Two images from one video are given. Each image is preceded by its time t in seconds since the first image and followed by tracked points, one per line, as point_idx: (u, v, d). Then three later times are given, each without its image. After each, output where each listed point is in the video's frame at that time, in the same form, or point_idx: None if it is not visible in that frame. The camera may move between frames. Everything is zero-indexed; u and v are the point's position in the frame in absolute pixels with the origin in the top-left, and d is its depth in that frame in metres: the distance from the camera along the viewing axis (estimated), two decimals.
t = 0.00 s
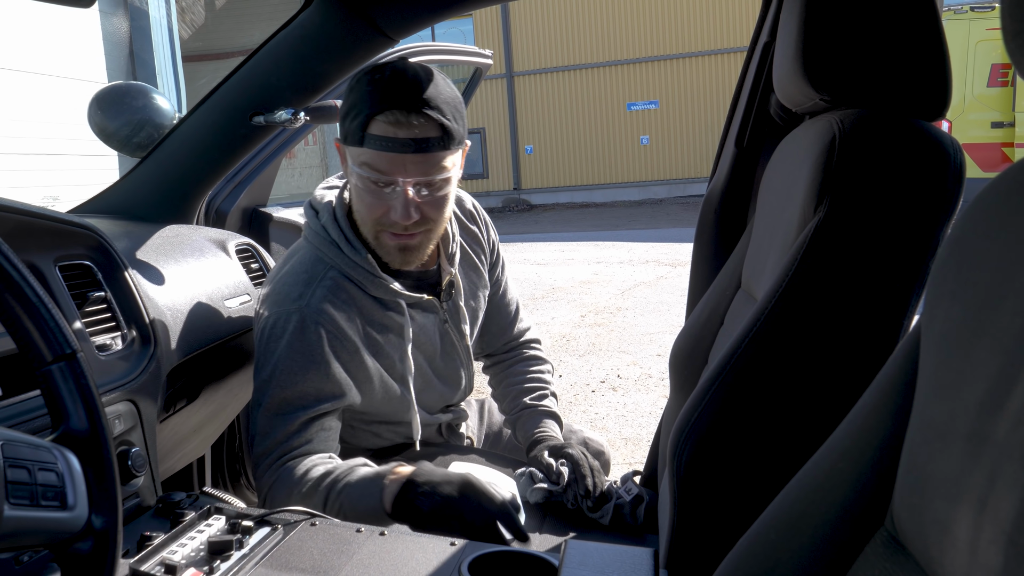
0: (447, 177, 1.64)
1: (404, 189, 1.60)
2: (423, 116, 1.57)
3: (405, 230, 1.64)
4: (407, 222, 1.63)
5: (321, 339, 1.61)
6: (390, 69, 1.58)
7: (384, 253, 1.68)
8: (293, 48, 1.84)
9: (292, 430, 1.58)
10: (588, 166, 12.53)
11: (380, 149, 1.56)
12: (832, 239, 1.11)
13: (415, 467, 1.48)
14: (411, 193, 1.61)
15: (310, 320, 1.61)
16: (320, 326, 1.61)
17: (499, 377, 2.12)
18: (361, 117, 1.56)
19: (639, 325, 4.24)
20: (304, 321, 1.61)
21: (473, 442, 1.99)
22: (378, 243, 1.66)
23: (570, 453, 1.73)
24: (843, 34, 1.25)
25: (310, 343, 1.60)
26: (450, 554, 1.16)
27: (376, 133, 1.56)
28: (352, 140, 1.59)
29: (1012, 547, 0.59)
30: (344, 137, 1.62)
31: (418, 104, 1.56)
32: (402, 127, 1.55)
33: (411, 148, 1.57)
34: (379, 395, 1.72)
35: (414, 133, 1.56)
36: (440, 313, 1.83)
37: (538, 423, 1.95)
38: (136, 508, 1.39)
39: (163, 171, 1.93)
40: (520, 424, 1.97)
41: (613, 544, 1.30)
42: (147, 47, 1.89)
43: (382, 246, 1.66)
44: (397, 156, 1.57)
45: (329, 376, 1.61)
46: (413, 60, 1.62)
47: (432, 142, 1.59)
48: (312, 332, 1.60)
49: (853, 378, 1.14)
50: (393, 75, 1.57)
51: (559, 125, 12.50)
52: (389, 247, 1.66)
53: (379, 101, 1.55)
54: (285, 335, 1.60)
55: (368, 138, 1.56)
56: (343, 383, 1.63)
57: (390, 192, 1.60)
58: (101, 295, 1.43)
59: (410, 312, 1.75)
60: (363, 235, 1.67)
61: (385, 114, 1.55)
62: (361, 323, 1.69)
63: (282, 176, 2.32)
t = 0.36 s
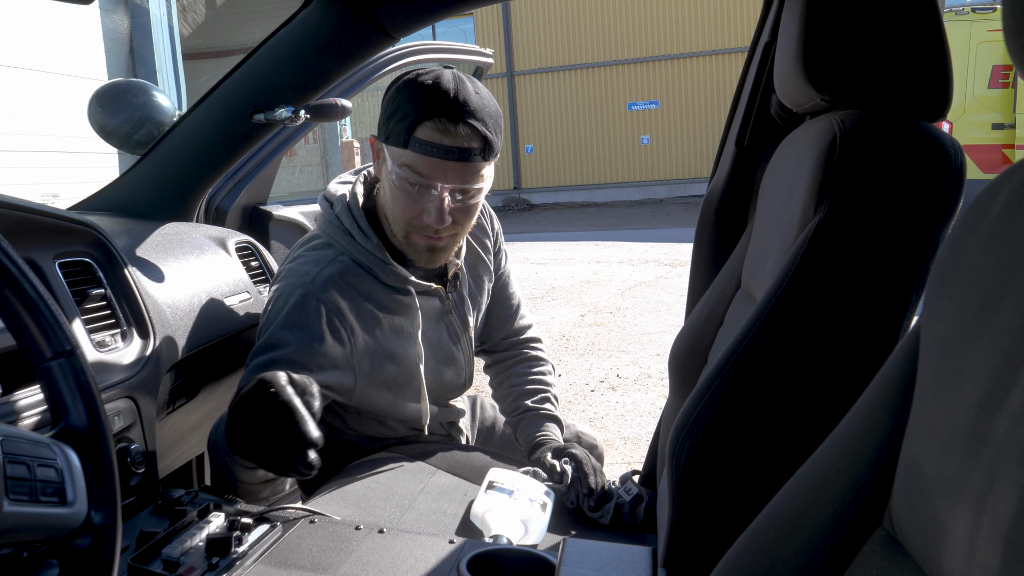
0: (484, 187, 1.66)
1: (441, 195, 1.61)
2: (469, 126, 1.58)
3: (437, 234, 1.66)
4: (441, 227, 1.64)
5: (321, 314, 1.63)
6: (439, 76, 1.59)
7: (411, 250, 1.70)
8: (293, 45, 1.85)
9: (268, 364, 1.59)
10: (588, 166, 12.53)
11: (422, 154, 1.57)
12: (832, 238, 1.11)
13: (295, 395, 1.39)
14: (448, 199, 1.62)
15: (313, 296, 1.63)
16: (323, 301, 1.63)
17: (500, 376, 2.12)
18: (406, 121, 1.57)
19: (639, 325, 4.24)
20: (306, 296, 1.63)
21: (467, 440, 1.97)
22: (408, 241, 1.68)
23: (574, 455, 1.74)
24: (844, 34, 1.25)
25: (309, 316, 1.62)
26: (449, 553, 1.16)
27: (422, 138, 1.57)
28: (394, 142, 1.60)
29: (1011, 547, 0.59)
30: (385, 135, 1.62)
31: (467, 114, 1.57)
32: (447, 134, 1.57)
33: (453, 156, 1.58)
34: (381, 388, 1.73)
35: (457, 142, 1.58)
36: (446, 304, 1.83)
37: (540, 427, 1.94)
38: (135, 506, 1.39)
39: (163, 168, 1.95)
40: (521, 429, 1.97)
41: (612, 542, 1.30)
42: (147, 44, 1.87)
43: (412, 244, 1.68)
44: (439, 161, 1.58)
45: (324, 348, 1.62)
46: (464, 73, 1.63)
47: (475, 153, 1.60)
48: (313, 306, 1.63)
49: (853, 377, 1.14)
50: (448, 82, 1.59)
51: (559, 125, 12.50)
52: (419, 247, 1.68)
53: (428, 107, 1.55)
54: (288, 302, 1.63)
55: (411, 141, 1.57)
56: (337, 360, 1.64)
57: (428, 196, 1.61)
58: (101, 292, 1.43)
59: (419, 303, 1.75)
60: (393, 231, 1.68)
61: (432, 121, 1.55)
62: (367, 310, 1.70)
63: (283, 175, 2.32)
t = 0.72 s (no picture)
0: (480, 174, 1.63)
1: (438, 182, 1.58)
2: (466, 114, 1.54)
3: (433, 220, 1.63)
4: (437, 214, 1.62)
5: (364, 268, 1.54)
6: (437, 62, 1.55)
7: (409, 238, 1.67)
8: (296, 35, 1.83)
9: (319, 302, 1.37)
10: (592, 159, 12.51)
11: (419, 142, 1.54)
12: (837, 230, 1.11)
13: (448, 408, 1.04)
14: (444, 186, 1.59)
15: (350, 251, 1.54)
16: (361, 257, 1.55)
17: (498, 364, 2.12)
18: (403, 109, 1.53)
19: (642, 317, 4.24)
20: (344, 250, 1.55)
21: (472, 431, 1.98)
22: (404, 228, 1.65)
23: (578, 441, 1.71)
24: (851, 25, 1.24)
25: (354, 268, 1.52)
26: (452, 542, 1.16)
27: (418, 125, 1.53)
28: (393, 129, 1.56)
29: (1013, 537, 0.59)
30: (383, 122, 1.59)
31: (464, 102, 1.53)
32: (445, 122, 1.53)
33: (451, 144, 1.54)
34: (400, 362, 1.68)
35: (454, 130, 1.54)
36: (445, 286, 1.84)
37: (543, 418, 1.95)
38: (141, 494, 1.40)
39: (168, 158, 1.95)
40: (524, 418, 1.98)
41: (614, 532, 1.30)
42: (150, 33, 1.88)
43: (407, 231, 1.65)
44: (435, 149, 1.54)
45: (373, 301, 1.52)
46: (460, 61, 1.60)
47: (471, 142, 1.57)
48: (355, 261, 1.53)
49: (857, 368, 1.14)
50: (446, 69, 1.55)
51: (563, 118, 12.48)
52: (415, 233, 1.65)
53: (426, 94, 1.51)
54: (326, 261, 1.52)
55: (408, 129, 1.54)
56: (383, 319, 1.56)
57: (424, 184, 1.58)
58: (106, 281, 1.44)
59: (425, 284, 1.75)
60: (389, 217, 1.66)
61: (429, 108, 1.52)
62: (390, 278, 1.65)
63: (287, 165, 2.32)
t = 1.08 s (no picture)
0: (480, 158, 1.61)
1: (435, 164, 1.56)
2: (465, 94, 1.53)
3: (430, 206, 1.61)
4: (433, 198, 1.60)
5: (348, 283, 1.54)
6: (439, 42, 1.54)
7: (404, 223, 1.64)
8: (294, 20, 1.81)
9: (304, 352, 1.50)
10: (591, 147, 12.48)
11: (417, 121, 1.52)
12: (834, 217, 1.11)
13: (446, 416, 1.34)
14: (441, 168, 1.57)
15: (335, 264, 1.53)
16: (346, 269, 1.54)
17: (500, 350, 2.13)
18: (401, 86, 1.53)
19: (640, 305, 4.24)
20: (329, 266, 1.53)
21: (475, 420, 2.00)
22: (400, 213, 1.63)
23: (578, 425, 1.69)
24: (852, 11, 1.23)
25: (339, 286, 1.53)
26: (449, 527, 1.16)
27: (416, 105, 1.52)
28: (391, 109, 1.55)
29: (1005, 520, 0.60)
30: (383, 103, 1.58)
31: (465, 83, 1.52)
32: (443, 101, 1.52)
33: (448, 123, 1.53)
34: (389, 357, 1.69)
35: (453, 109, 1.52)
36: (449, 280, 1.82)
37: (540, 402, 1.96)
38: (137, 479, 1.40)
39: (164, 144, 1.95)
40: (521, 404, 1.99)
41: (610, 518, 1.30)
42: (147, 16, 1.86)
43: (404, 216, 1.63)
44: (432, 130, 1.53)
45: (358, 316, 1.54)
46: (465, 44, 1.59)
47: (470, 124, 1.55)
48: (340, 277, 1.53)
49: (853, 354, 1.15)
50: (449, 49, 1.54)
51: (563, 106, 12.44)
52: (412, 219, 1.63)
53: (424, 72, 1.51)
54: (312, 283, 1.52)
55: (407, 108, 1.53)
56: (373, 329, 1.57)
57: (421, 165, 1.56)
58: (101, 266, 1.44)
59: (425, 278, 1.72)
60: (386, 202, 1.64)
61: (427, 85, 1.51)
62: (384, 277, 1.65)
63: (285, 150, 2.31)
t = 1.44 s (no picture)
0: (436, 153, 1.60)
1: (387, 162, 1.56)
2: (413, 86, 1.53)
3: (390, 206, 1.60)
4: (390, 199, 1.59)
5: (319, 283, 1.57)
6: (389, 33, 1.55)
7: (364, 227, 1.63)
8: None
9: (288, 364, 1.56)
10: (582, 126, 12.44)
11: (366, 116, 1.53)
12: (823, 192, 1.11)
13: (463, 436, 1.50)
14: (393, 166, 1.57)
15: (304, 264, 1.55)
16: (316, 270, 1.57)
17: (495, 327, 2.14)
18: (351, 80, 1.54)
19: (629, 282, 4.25)
20: (299, 267, 1.55)
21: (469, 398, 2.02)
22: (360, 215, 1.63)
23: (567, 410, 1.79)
24: None
25: (311, 288, 1.56)
26: (437, 500, 1.16)
27: (363, 98, 1.53)
28: (344, 104, 1.57)
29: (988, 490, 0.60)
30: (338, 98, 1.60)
31: (409, 74, 1.52)
32: (391, 95, 1.52)
33: (396, 118, 1.53)
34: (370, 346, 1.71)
35: (401, 102, 1.52)
36: (434, 283, 1.82)
37: (536, 376, 1.99)
38: (125, 452, 1.39)
39: (150, 117, 1.92)
40: (516, 378, 2.03)
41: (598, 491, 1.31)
42: None
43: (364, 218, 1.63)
44: (380, 124, 1.53)
45: (336, 318, 1.59)
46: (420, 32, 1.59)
47: (420, 116, 1.55)
48: (310, 278, 1.56)
49: (841, 330, 1.15)
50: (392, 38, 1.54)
51: (553, 83, 12.37)
52: (373, 221, 1.62)
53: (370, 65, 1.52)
54: (284, 285, 1.55)
55: (356, 102, 1.54)
56: (350, 328, 1.61)
57: (373, 164, 1.57)
58: (87, 239, 1.42)
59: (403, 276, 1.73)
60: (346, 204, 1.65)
61: (374, 79, 1.52)
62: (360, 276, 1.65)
63: (273, 123, 2.29)
